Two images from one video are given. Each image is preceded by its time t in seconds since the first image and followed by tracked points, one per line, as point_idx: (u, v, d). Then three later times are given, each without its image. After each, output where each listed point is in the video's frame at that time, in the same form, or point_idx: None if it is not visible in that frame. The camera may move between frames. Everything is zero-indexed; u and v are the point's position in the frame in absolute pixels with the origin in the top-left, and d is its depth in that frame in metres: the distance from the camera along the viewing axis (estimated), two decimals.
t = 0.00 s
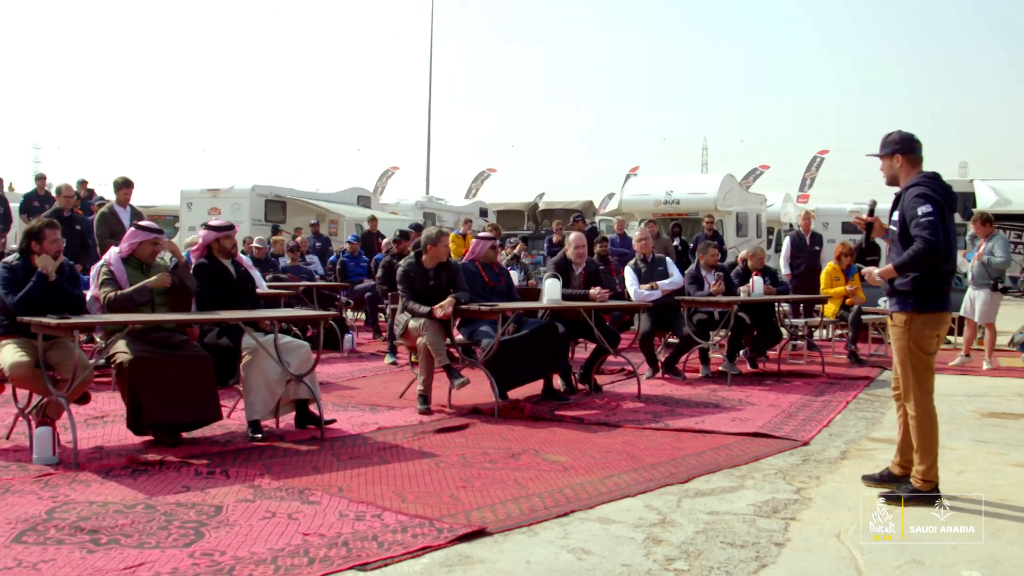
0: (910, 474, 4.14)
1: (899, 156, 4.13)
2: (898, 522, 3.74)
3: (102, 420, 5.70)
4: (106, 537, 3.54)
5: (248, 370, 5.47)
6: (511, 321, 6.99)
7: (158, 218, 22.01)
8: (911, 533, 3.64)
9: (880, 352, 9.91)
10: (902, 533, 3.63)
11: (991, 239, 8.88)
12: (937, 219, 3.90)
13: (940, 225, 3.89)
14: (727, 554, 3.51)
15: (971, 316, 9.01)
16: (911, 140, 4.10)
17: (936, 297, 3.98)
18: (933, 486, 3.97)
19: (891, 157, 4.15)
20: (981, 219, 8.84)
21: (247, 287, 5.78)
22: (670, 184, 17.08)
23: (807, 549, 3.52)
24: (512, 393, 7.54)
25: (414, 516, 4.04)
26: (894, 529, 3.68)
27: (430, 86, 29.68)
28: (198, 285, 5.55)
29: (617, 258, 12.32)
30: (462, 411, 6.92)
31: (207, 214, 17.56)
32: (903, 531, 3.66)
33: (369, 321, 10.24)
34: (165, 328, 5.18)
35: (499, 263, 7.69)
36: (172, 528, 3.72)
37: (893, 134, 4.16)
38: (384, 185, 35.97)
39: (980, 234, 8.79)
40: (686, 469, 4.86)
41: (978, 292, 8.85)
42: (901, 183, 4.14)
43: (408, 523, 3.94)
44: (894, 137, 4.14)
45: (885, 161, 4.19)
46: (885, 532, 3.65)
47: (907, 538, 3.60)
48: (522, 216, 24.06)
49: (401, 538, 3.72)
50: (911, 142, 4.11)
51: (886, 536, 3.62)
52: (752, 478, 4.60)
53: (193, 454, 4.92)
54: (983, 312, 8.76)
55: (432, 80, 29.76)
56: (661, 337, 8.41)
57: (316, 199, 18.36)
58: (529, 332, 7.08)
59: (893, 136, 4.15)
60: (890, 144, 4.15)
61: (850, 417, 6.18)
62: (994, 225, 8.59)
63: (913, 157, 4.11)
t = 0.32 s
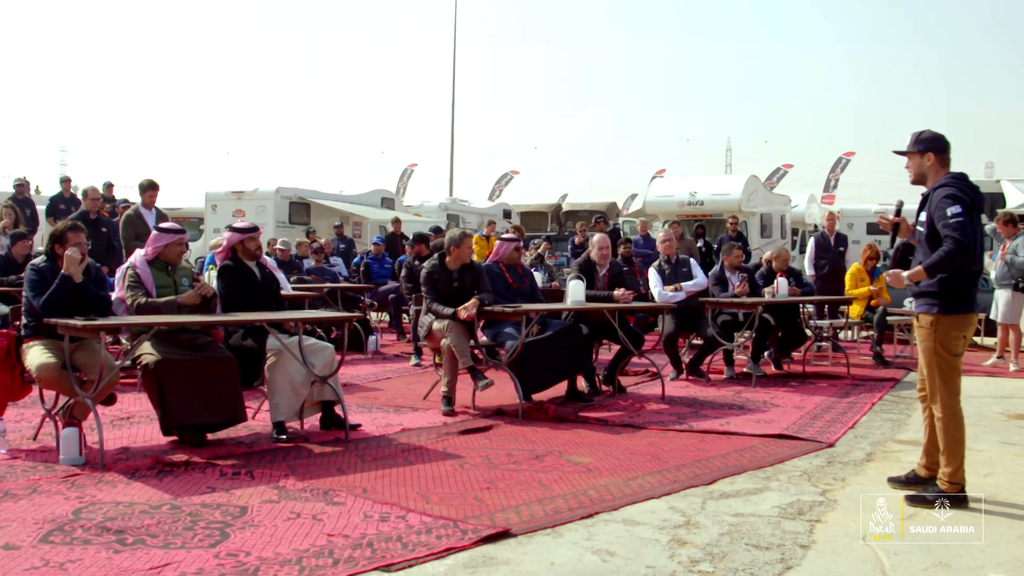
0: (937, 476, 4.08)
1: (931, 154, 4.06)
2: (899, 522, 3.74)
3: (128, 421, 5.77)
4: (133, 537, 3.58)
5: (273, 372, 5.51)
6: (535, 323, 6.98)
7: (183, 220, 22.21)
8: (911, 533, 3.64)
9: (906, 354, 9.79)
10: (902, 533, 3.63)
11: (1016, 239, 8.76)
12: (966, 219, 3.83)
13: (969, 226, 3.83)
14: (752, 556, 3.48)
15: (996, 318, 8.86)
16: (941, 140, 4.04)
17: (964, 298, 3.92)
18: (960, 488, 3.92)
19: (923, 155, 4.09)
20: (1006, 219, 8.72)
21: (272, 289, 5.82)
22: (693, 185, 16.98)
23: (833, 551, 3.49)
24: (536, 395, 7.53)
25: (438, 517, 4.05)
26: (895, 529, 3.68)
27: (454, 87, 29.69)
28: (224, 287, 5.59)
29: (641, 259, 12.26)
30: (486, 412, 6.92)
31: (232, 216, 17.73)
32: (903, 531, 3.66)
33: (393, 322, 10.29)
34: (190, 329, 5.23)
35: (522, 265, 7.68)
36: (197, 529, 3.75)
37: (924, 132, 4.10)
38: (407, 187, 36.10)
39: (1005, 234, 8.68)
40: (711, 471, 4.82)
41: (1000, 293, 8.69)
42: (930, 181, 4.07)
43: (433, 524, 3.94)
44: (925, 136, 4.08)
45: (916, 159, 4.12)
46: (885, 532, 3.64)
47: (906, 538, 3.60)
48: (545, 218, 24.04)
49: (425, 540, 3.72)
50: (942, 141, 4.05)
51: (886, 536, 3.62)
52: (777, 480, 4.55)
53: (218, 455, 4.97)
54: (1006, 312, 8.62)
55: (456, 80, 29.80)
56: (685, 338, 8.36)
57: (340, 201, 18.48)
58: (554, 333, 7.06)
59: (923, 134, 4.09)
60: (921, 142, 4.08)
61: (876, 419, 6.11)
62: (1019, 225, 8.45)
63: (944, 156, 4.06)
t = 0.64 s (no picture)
0: (963, 479, 4.02)
1: (961, 155, 4.00)
2: (898, 522, 3.75)
3: (153, 422, 5.83)
4: (158, 538, 3.62)
5: (296, 374, 5.54)
6: (558, 325, 6.96)
7: (208, 223, 22.41)
8: (912, 533, 3.65)
9: (932, 356, 9.67)
10: (902, 533, 3.65)
11: None
12: (994, 222, 3.77)
13: (997, 228, 3.77)
14: (776, 559, 3.45)
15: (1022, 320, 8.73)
16: (969, 140, 3.99)
17: (990, 301, 3.86)
18: (987, 491, 3.86)
19: (952, 155, 4.03)
20: None
21: (295, 291, 5.87)
22: (716, 187, 16.89)
23: (858, 554, 3.46)
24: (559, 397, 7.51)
25: (461, 519, 4.05)
26: (894, 529, 3.70)
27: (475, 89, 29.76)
28: (248, 290, 5.64)
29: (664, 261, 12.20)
30: (510, 414, 6.92)
31: (256, 219, 17.86)
32: (903, 531, 3.67)
33: (416, 324, 10.33)
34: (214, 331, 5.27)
35: (545, 267, 7.67)
36: (222, 530, 3.78)
37: (952, 133, 4.04)
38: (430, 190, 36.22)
39: None
40: (735, 473, 4.78)
41: None
42: (959, 182, 4.01)
43: (456, 526, 3.94)
44: (953, 137, 4.02)
45: (945, 160, 4.06)
46: (885, 532, 3.67)
47: (906, 538, 3.62)
48: (568, 220, 24.00)
49: (449, 541, 3.73)
50: (970, 142, 3.99)
51: (885, 536, 3.64)
52: (801, 483, 4.51)
53: (243, 457, 5.01)
54: None
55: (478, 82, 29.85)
56: (709, 340, 8.31)
57: (364, 204, 18.56)
58: (577, 335, 7.05)
59: (952, 135, 4.04)
60: (950, 143, 4.03)
61: (902, 421, 6.03)
62: None
63: (973, 157, 4.00)
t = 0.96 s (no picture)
0: (988, 480, 3.97)
1: (985, 154, 3.95)
2: (898, 523, 3.76)
3: (176, 425, 5.89)
4: (181, 540, 3.65)
5: (319, 376, 5.56)
6: (580, 326, 6.95)
7: (231, 226, 22.56)
8: (911, 533, 3.66)
9: (957, 357, 9.55)
10: (902, 533, 3.65)
11: None
12: (1019, 221, 3.72)
13: (1022, 228, 3.72)
14: (800, 561, 3.43)
15: None
16: (994, 139, 3.94)
17: (1016, 302, 3.80)
18: (1012, 493, 3.81)
19: (976, 155, 3.97)
20: None
21: (318, 294, 5.91)
22: (739, 187, 16.79)
23: (881, 556, 3.44)
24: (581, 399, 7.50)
25: (484, 521, 4.05)
26: (895, 529, 3.70)
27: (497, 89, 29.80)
28: (270, 293, 5.68)
29: (686, 262, 12.14)
30: (532, 416, 6.91)
31: (278, 222, 17.99)
32: (903, 531, 3.68)
33: (438, 327, 10.35)
34: (237, 334, 5.31)
35: (567, 268, 7.65)
36: (245, 532, 3.81)
37: (976, 132, 3.99)
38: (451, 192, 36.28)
39: None
40: (758, 475, 4.75)
41: None
42: (983, 182, 3.96)
43: (478, 528, 3.95)
44: (977, 136, 3.97)
45: (969, 159, 4.01)
46: (885, 532, 3.67)
47: (906, 538, 3.62)
48: (589, 221, 23.95)
49: (472, 544, 3.73)
50: (995, 141, 3.94)
51: (885, 536, 3.64)
52: (825, 485, 4.47)
53: (265, 459, 5.04)
54: None
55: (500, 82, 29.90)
56: (731, 342, 8.25)
57: (386, 206, 18.65)
58: (599, 337, 7.03)
59: (976, 134, 3.99)
60: (974, 142, 3.98)
61: (926, 422, 5.96)
62: None
63: (998, 156, 3.95)
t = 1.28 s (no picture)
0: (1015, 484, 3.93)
1: (1010, 156, 3.90)
2: (898, 523, 3.81)
3: (200, 427, 5.95)
4: (205, 542, 3.68)
5: (342, 379, 5.59)
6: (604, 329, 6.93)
7: (254, 229, 22.70)
8: (911, 533, 3.70)
9: (983, 360, 9.44)
10: (901, 533, 3.71)
11: None
12: None
13: None
14: (825, 566, 3.39)
15: None
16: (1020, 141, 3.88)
17: None
18: None
19: (1001, 157, 3.92)
20: None
21: (341, 296, 5.95)
22: (762, 190, 16.68)
23: (908, 561, 3.41)
24: (604, 402, 7.48)
25: (507, 524, 4.05)
26: (895, 530, 3.75)
27: (520, 90, 29.82)
28: (294, 295, 5.72)
29: (709, 265, 12.07)
30: (555, 419, 6.91)
31: (302, 224, 18.11)
32: (903, 531, 3.73)
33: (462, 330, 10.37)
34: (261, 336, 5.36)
35: (591, 271, 7.64)
36: (269, 534, 3.84)
37: (1001, 134, 3.94)
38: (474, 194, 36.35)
39: None
40: (782, 479, 4.71)
41: None
42: (1009, 184, 3.91)
43: (501, 531, 3.95)
44: (1002, 137, 3.92)
45: (994, 162, 3.96)
46: (885, 532, 3.72)
47: (906, 537, 3.67)
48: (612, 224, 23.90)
49: (495, 546, 3.73)
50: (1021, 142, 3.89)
51: (885, 536, 3.69)
52: (850, 489, 4.42)
53: (289, 461, 5.09)
54: None
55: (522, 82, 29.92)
56: (755, 344, 8.19)
57: (408, 209, 18.72)
58: (623, 340, 7.01)
59: (1001, 136, 3.93)
60: (999, 144, 3.92)
61: (952, 426, 5.89)
62: None
63: None
